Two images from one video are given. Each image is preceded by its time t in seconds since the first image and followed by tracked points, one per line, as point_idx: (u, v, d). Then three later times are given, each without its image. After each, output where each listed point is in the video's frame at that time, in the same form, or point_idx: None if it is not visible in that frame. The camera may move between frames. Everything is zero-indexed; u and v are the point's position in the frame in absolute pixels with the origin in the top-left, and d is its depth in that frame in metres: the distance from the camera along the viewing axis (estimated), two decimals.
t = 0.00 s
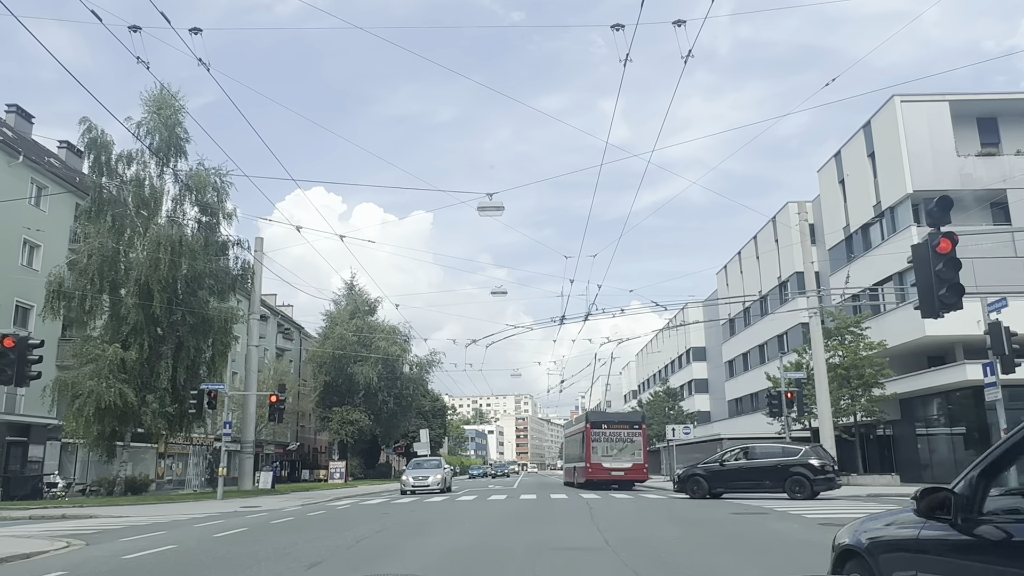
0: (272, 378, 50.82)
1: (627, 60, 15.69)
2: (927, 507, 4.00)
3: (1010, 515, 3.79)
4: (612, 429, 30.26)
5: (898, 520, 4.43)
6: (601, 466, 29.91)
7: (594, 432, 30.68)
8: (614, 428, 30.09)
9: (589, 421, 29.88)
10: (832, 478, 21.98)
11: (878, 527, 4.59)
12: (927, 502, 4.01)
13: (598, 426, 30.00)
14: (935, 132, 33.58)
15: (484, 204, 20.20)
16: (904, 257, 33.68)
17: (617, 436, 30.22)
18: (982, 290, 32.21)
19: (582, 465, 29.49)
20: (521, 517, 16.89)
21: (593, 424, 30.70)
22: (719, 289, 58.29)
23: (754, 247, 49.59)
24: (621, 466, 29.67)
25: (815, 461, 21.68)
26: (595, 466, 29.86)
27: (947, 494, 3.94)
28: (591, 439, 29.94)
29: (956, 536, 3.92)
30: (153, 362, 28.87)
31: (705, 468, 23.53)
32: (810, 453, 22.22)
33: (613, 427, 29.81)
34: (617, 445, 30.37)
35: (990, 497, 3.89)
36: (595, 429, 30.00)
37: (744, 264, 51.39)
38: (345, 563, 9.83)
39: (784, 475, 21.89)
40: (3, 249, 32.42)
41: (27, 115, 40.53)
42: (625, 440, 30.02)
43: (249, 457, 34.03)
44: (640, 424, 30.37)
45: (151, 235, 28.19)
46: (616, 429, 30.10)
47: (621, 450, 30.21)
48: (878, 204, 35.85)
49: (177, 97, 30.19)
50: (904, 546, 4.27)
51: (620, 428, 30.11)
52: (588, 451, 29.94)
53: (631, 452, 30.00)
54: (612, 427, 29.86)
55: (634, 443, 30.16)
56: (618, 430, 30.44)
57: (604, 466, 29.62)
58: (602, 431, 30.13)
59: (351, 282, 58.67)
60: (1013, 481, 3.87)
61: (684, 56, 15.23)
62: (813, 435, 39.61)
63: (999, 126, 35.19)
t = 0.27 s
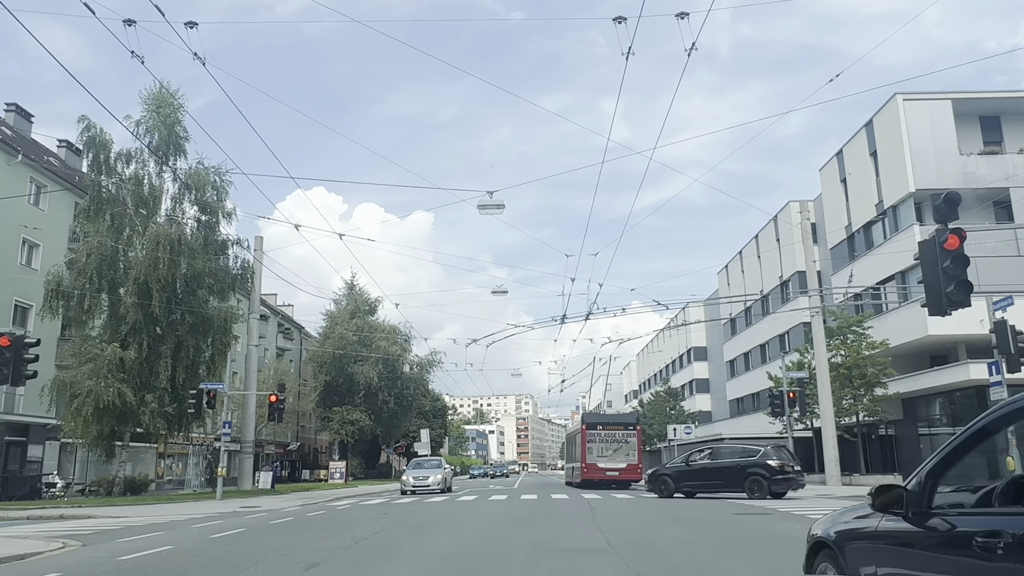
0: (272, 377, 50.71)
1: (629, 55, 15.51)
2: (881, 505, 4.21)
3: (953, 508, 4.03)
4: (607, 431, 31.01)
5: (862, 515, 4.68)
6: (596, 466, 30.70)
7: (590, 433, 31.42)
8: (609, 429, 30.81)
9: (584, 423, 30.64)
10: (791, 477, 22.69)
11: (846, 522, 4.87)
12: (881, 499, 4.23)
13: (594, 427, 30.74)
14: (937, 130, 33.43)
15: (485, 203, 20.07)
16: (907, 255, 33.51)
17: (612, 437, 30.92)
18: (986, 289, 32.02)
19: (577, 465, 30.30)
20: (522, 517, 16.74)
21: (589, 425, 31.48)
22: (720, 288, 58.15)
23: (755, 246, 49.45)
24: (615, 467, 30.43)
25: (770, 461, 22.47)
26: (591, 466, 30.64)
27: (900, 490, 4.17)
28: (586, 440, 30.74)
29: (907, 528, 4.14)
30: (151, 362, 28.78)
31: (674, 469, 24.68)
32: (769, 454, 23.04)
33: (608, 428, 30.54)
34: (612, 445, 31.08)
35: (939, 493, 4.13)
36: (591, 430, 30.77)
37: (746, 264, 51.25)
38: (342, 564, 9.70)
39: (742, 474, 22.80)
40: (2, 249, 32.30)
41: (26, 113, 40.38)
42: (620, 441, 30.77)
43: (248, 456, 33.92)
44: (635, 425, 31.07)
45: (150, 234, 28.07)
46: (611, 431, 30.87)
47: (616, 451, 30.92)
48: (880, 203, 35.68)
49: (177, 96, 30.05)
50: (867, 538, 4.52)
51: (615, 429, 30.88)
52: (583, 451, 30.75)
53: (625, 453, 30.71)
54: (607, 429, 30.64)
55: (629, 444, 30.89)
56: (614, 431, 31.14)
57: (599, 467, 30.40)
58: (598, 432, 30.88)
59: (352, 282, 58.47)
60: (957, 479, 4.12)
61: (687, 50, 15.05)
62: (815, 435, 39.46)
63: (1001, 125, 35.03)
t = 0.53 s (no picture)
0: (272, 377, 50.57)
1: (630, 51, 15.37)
2: (857, 500, 4.68)
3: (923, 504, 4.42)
4: (604, 431, 31.16)
5: (844, 510, 5.15)
6: (592, 465, 30.85)
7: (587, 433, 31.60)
8: (605, 429, 30.97)
9: (581, 423, 30.84)
10: (753, 477, 22.62)
11: (828, 518, 5.36)
12: (857, 496, 4.70)
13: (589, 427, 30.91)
14: (939, 129, 33.29)
15: (485, 201, 19.95)
16: (909, 255, 33.37)
17: (608, 437, 31.08)
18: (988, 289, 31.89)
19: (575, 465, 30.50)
20: (523, 517, 16.69)
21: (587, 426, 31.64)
22: (721, 288, 58.02)
23: (756, 246, 49.34)
24: (610, 466, 30.49)
25: (730, 462, 22.53)
26: (587, 466, 30.80)
27: (873, 488, 4.65)
28: (582, 440, 30.90)
29: (881, 522, 4.60)
30: (151, 361, 28.70)
31: (647, 468, 25.01)
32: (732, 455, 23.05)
33: (604, 428, 30.71)
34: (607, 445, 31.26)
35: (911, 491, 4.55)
36: (587, 430, 30.94)
37: (747, 263, 51.16)
38: (342, 565, 9.66)
39: (702, 474, 22.93)
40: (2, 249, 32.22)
41: (25, 113, 40.26)
42: (616, 441, 30.86)
43: (248, 457, 33.81)
44: (631, 426, 31.14)
45: (149, 233, 27.98)
46: (607, 431, 31.01)
47: (612, 451, 31.08)
48: (882, 202, 35.58)
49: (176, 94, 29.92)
50: (843, 531, 5.02)
51: (611, 430, 31.00)
52: (580, 451, 30.94)
53: (621, 453, 30.79)
54: (602, 429, 30.79)
55: (625, 444, 30.96)
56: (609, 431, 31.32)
57: (594, 466, 30.59)
58: (594, 432, 31.03)
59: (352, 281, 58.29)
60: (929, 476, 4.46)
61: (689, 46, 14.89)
62: (817, 435, 39.38)
63: (1003, 124, 34.89)
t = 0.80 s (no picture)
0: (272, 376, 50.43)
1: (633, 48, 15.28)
2: (841, 499, 5.19)
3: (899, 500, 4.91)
4: (601, 432, 31.78)
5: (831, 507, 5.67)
6: (590, 465, 31.40)
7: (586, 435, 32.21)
8: (602, 430, 31.82)
9: (579, 423, 31.46)
10: (717, 477, 23.31)
11: (818, 514, 5.85)
12: (840, 495, 5.22)
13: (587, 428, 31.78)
14: (941, 127, 33.16)
15: (485, 200, 19.86)
16: (911, 254, 33.28)
17: (606, 437, 31.91)
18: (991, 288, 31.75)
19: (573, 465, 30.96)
20: (524, 517, 16.65)
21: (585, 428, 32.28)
22: (722, 288, 57.92)
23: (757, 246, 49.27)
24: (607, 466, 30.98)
25: (695, 461, 23.34)
26: (584, 466, 31.32)
27: (855, 488, 5.14)
28: (580, 441, 31.49)
29: (864, 518, 5.07)
30: (150, 361, 28.61)
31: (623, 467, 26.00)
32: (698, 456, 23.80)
33: (601, 428, 31.58)
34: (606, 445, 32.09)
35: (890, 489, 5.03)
36: (585, 431, 31.58)
37: (748, 263, 51.08)
38: (342, 565, 9.62)
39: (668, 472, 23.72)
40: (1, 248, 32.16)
41: (25, 112, 40.19)
42: (613, 442, 31.43)
43: (248, 457, 33.71)
44: (628, 427, 31.75)
45: (148, 233, 27.91)
46: (604, 433, 31.65)
47: (610, 451, 31.83)
48: (884, 201, 35.47)
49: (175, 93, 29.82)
50: (829, 526, 5.53)
51: (609, 431, 31.62)
52: (577, 452, 31.46)
53: (618, 453, 31.31)
54: (599, 430, 31.43)
55: (622, 445, 31.50)
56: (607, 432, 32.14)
57: (591, 466, 31.23)
58: (592, 433, 31.90)
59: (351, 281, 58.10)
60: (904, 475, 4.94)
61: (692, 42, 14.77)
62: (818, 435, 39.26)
63: (1006, 122, 34.78)
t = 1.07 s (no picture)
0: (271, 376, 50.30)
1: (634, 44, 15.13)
2: (830, 498, 5.21)
3: (887, 500, 4.89)
4: (598, 433, 32.44)
5: (820, 506, 5.66)
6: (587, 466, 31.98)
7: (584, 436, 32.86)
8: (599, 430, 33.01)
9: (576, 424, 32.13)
10: (687, 477, 24.22)
11: (808, 513, 5.83)
12: (830, 494, 5.25)
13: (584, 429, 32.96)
14: (942, 126, 33.07)
15: (485, 199, 19.79)
16: (912, 253, 33.20)
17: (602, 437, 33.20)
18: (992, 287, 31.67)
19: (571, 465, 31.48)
20: (524, 517, 16.60)
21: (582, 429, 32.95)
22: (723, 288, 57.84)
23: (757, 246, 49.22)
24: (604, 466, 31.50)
25: (664, 463, 24.29)
26: (581, 466, 31.89)
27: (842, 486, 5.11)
28: (577, 441, 32.15)
29: (852, 517, 5.04)
30: (150, 360, 28.54)
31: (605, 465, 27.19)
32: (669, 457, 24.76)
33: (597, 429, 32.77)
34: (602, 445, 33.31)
35: (878, 487, 5.01)
36: (582, 432, 32.24)
37: (748, 263, 51.01)
38: (341, 565, 9.58)
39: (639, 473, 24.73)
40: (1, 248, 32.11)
41: (25, 112, 40.14)
42: (610, 443, 32.04)
43: (248, 457, 33.66)
44: (624, 428, 32.38)
45: (148, 232, 27.85)
46: (601, 434, 32.30)
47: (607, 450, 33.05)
48: (885, 201, 35.39)
49: (175, 92, 29.73)
50: (819, 525, 5.52)
51: (606, 432, 32.27)
52: (575, 453, 32.03)
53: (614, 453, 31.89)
54: (597, 430, 32.11)
55: (619, 446, 32.08)
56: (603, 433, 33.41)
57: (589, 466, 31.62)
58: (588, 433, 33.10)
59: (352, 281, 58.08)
60: (894, 473, 4.93)
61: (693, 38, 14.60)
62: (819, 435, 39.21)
63: (1007, 121, 34.66)
